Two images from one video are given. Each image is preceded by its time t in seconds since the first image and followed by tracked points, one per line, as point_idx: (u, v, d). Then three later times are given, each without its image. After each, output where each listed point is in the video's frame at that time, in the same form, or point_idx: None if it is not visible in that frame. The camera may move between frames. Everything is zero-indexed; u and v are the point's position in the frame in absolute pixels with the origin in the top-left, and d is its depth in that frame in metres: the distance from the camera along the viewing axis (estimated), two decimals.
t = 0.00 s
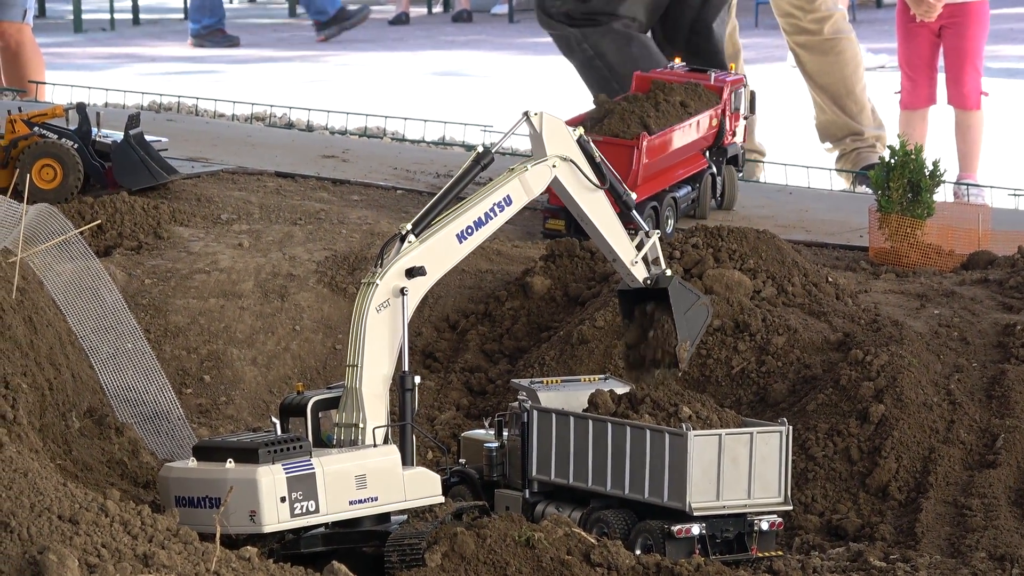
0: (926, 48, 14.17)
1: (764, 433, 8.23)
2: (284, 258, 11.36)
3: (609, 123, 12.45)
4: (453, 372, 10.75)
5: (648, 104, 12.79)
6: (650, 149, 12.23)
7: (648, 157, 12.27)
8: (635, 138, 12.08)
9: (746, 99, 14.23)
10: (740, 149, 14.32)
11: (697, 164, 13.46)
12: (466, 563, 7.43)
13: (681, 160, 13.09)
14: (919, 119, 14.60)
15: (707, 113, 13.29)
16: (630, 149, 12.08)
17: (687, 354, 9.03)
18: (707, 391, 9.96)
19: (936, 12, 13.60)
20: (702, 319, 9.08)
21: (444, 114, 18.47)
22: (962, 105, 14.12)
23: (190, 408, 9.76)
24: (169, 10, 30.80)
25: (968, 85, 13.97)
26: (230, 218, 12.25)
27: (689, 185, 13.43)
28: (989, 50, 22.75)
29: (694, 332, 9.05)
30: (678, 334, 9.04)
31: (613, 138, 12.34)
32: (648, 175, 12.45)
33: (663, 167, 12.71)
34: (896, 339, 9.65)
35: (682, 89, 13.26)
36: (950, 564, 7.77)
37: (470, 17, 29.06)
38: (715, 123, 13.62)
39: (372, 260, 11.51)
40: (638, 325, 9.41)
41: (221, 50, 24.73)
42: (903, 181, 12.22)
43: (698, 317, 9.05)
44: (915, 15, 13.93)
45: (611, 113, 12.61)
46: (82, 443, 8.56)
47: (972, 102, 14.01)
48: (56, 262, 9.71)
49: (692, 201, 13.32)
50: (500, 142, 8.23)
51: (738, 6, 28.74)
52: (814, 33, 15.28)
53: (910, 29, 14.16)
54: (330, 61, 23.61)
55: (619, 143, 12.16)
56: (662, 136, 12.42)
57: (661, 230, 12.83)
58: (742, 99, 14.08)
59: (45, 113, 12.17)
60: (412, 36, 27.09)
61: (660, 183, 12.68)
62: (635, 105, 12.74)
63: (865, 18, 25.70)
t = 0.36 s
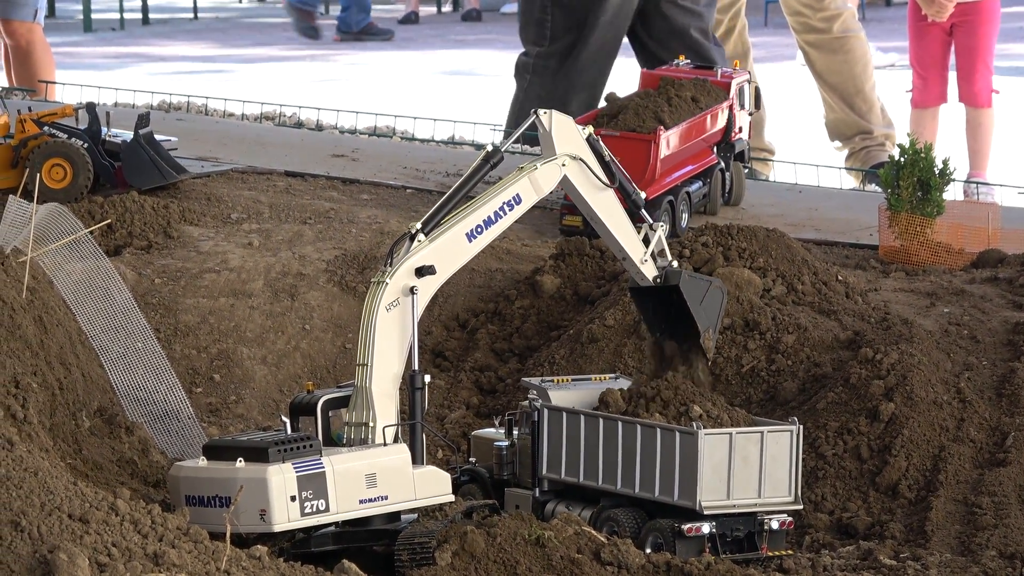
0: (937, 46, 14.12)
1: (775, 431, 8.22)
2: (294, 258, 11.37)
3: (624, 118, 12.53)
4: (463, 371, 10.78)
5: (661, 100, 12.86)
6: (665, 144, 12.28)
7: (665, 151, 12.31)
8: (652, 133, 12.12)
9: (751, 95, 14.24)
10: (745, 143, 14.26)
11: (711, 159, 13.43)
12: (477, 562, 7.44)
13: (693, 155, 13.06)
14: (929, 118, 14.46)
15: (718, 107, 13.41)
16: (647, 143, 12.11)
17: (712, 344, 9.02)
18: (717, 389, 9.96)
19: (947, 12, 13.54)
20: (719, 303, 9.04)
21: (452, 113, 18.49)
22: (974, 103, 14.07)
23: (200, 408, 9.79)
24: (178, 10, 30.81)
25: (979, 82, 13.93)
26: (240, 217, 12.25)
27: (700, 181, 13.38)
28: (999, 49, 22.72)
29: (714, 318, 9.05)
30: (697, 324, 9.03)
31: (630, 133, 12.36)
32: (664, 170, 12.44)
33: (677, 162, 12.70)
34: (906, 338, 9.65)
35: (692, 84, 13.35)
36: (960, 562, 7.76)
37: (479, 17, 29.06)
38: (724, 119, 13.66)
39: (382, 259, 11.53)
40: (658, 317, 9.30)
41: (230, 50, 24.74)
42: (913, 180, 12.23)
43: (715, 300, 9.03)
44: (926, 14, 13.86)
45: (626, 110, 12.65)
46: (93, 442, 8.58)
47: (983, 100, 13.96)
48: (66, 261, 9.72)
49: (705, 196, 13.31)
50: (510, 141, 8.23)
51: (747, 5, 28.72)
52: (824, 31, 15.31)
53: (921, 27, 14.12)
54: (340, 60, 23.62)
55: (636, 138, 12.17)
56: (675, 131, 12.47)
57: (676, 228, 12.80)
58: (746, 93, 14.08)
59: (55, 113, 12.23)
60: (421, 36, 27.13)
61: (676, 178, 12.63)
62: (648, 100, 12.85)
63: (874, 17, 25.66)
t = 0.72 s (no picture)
0: (949, 43, 14.03)
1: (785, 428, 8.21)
2: (304, 254, 11.40)
3: (639, 111, 12.51)
4: (473, 367, 10.83)
5: (674, 93, 12.94)
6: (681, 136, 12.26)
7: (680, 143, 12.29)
8: (669, 124, 12.05)
9: (755, 89, 14.26)
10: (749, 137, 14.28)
11: (721, 153, 13.46)
12: (487, 559, 7.40)
13: (704, 148, 13.01)
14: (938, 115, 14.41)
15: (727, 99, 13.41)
16: (665, 135, 12.04)
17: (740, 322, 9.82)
18: (727, 386, 9.97)
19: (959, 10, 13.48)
20: (733, 275, 9.55)
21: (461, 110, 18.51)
22: (984, 100, 14.05)
23: (211, 404, 9.83)
24: (188, 6, 30.84)
25: (991, 80, 13.90)
26: (250, 214, 12.25)
27: (711, 174, 13.39)
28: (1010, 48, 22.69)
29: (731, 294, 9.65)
30: (722, 306, 9.68)
31: (645, 124, 12.28)
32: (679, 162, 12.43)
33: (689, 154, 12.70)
34: (916, 335, 9.66)
35: (702, 77, 13.41)
36: (971, 559, 7.75)
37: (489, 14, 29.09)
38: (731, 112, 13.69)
39: (392, 256, 11.56)
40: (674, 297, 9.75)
41: (239, 47, 24.77)
42: (923, 177, 12.21)
43: (728, 273, 9.52)
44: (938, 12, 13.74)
45: (641, 102, 12.64)
46: (103, 438, 8.60)
47: (994, 97, 13.96)
48: (77, 258, 9.76)
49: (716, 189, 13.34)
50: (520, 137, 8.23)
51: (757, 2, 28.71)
52: (834, 29, 15.11)
53: (933, 24, 14.00)
54: (350, 57, 23.63)
55: (652, 130, 12.10)
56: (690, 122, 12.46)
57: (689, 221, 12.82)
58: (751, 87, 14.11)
59: (65, 109, 12.24)
60: (431, 32, 27.21)
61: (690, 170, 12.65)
62: (664, 91, 12.94)
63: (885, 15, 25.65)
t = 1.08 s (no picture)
0: (956, 41, 14.03)
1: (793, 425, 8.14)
2: (313, 251, 11.44)
3: (654, 104, 12.70)
4: (481, 364, 10.88)
5: (685, 86, 13.03)
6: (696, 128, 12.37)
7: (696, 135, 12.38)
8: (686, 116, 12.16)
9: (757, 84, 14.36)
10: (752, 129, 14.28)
11: (727, 145, 13.47)
12: (495, 555, 7.37)
13: (715, 141, 13.12)
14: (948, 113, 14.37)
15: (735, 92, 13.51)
16: (683, 126, 12.14)
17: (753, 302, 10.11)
18: (736, 383, 9.98)
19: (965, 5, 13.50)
20: (740, 257, 9.89)
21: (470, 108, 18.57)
22: (993, 98, 13.97)
23: (219, 401, 9.87)
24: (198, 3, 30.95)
25: (999, 77, 13.83)
26: (259, 210, 12.27)
27: (722, 167, 13.45)
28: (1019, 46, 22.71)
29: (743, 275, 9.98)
30: (735, 291, 9.98)
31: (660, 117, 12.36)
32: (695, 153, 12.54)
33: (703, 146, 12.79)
34: (924, 333, 9.68)
35: (708, 70, 13.42)
36: (979, 556, 7.71)
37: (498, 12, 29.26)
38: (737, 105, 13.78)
39: (401, 253, 11.58)
40: (685, 285, 10.07)
41: (248, 44, 24.83)
42: (932, 174, 12.19)
43: (734, 256, 9.86)
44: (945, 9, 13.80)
45: (655, 95, 12.81)
46: (112, 434, 8.61)
47: (1002, 95, 13.86)
48: (86, 254, 9.81)
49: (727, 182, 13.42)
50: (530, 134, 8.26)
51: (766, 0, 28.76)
52: (844, 25, 15.06)
53: (940, 21, 14.03)
54: (359, 54, 23.69)
55: (669, 122, 12.17)
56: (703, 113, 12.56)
57: (706, 212, 12.93)
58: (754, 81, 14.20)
59: (74, 105, 12.40)
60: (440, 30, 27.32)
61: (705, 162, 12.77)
62: (677, 83, 13.08)
63: (893, 12, 25.69)
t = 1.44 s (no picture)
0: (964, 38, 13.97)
1: (801, 423, 8.07)
2: (321, 247, 11.45)
3: (676, 96, 12.66)
4: (489, 361, 10.94)
5: (705, 78, 13.01)
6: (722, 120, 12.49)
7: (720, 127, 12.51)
8: (713, 108, 12.27)
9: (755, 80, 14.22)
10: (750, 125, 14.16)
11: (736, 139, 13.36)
12: (503, 552, 7.28)
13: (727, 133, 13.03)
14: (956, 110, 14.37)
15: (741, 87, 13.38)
16: (709, 118, 12.26)
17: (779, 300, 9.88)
18: (744, 379, 9.99)
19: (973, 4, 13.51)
20: (764, 253, 9.58)
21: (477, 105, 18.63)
22: (1001, 96, 14.01)
23: (227, 397, 9.91)
24: None
25: (1007, 75, 13.85)
26: (267, 207, 12.29)
27: (729, 160, 13.34)
28: None
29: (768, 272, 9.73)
30: (761, 288, 9.74)
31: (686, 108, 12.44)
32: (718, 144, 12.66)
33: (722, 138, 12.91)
34: (933, 330, 9.67)
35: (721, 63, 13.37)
36: (987, 553, 7.68)
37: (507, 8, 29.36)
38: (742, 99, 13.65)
39: (409, 250, 11.57)
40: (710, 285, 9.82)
41: (256, 40, 24.90)
42: (940, 171, 12.25)
43: (759, 252, 9.55)
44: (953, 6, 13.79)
45: (676, 86, 12.78)
46: (120, 431, 8.62)
47: (1010, 92, 13.92)
48: (93, 252, 9.89)
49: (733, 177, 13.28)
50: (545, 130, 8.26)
51: None
52: (853, 23, 15.03)
53: (948, 18, 13.99)
54: (367, 50, 23.74)
55: (698, 114, 12.28)
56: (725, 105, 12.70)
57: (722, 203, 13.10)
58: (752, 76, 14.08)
59: (82, 103, 12.55)
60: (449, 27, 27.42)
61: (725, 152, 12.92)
62: (695, 75, 13.00)
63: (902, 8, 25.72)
